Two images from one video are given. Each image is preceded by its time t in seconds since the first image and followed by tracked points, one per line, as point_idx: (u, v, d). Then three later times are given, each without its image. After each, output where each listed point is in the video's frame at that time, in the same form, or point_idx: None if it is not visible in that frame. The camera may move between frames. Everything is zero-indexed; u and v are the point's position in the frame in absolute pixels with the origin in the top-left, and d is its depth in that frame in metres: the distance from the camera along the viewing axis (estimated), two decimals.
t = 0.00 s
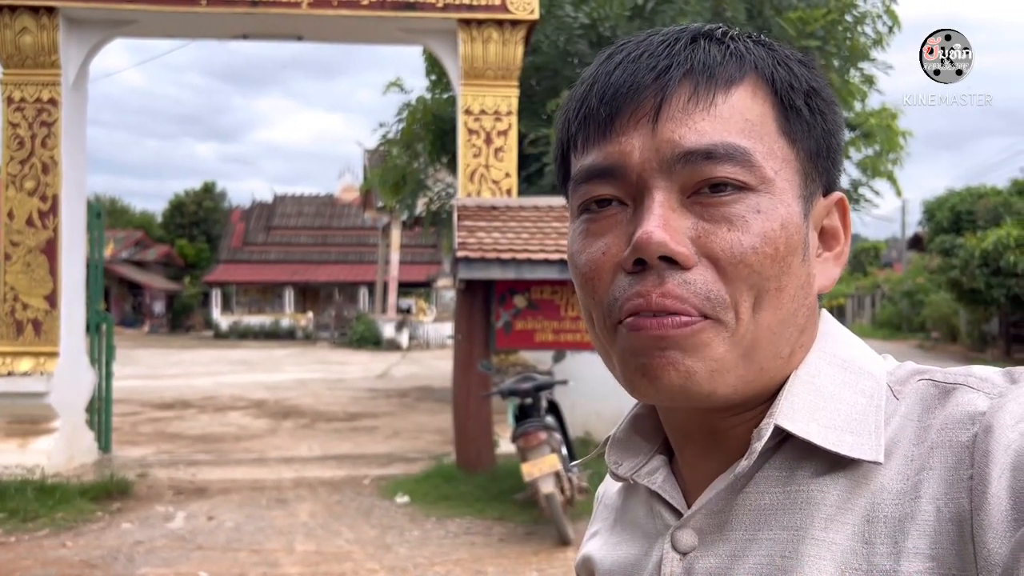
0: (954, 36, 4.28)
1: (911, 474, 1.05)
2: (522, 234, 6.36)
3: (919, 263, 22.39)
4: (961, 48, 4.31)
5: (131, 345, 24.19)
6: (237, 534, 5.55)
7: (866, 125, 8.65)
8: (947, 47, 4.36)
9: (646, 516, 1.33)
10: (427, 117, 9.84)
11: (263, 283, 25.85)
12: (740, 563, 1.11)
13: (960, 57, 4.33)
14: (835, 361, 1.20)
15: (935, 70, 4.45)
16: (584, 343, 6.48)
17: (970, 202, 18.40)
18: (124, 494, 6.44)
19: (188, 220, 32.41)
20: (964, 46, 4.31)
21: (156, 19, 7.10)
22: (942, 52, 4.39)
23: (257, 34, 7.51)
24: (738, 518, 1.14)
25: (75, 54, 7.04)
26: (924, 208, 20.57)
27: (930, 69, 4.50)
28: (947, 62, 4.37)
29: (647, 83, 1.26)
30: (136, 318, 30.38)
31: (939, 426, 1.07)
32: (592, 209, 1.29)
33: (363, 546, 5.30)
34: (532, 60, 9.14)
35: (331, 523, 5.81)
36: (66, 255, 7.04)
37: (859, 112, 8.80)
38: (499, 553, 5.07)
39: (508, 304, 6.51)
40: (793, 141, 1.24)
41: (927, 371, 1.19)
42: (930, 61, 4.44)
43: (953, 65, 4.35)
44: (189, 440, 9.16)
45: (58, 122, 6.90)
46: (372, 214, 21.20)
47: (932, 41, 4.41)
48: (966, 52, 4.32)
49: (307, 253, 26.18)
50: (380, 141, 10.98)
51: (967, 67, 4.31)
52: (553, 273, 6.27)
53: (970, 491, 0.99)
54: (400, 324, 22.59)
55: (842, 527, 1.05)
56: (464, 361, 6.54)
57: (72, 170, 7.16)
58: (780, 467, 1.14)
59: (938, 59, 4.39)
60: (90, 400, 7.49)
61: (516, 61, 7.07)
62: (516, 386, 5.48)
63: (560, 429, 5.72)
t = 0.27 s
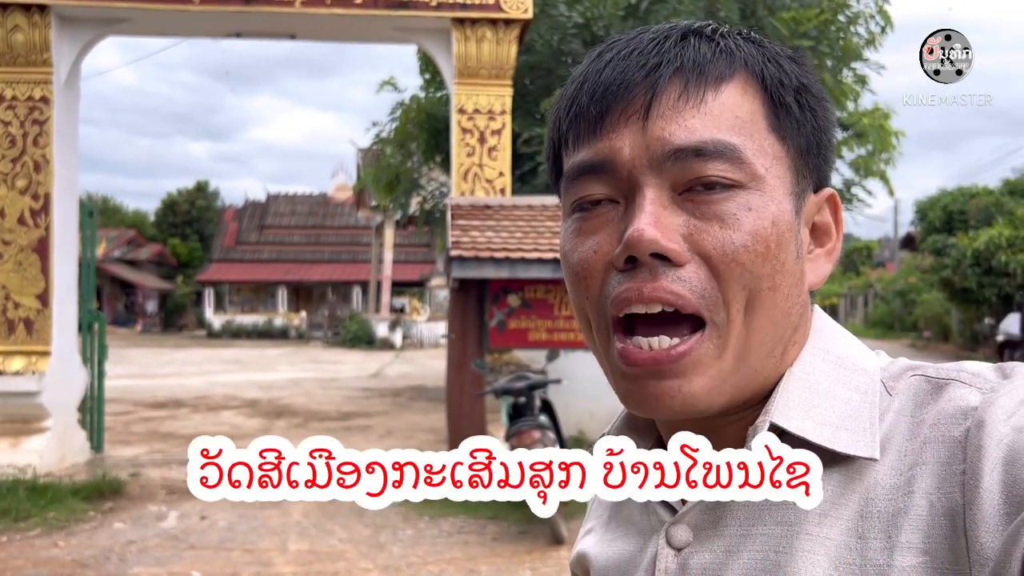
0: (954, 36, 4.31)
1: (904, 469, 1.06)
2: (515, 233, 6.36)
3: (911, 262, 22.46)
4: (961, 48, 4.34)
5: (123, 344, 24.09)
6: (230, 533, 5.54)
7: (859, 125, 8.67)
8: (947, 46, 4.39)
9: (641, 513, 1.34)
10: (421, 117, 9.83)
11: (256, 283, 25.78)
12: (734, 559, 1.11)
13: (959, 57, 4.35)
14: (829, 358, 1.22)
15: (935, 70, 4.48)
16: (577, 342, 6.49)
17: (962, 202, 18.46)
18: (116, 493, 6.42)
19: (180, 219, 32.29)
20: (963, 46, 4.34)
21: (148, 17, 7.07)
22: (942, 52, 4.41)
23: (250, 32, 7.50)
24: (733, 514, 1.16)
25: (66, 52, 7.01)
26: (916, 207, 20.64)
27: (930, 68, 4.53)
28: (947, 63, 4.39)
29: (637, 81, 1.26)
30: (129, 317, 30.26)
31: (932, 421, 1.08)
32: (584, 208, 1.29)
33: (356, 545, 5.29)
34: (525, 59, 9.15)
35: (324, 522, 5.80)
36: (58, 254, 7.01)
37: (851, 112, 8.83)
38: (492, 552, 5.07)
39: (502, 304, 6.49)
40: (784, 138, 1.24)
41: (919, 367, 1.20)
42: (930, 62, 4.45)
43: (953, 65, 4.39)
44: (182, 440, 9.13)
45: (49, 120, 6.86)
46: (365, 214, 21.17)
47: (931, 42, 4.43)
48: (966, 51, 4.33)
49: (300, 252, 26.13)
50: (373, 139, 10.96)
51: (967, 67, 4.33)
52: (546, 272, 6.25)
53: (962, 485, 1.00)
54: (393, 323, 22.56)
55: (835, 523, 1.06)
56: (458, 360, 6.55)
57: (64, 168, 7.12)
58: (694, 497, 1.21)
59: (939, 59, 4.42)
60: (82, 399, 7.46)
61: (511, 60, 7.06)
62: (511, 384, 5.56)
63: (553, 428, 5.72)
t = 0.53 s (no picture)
0: (954, 37, 4.42)
1: (904, 470, 1.07)
2: (506, 232, 6.36)
3: (899, 261, 22.60)
4: (961, 49, 4.45)
5: (111, 343, 23.96)
6: (220, 533, 5.52)
7: (848, 125, 8.72)
8: (947, 46, 4.49)
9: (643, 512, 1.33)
10: (412, 115, 9.83)
11: (245, 282, 25.70)
12: (737, 560, 1.12)
13: (959, 58, 4.45)
14: (830, 361, 1.23)
15: (935, 70, 4.58)
16: (568, 340, 6.49)
17: (950, 202, 18.59)
18: (105, 493, 6.39)
19: (169, 218, 32.15)
20: (963, 46, 4.45)
21: (138, 15, 7.04)
22: (942, 52, 4.52)
23: (240, 30, 7.47)
24: (737, 515, 1.16)
25: (55, 50, 6.97)
26: (905, 207, 20.78)
27: (930, 68, 4.63)
28: (947, 63, 4.50)
29: (630, 94, 1.26)
30: (117, 316, 30.09)
31: (931, 423, 1.09)
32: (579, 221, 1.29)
33: (347, 545, 5.29)
34: (516, 58, 9.17)
35: (315, 522, 5.79)
36: (46, 253, 6.98)
37: (841, 112, 8.87)
38: (484, 551, 5.08)
39: (493, 303, 6.50)
40: (778, 144, 1.25)
41: (919, 369, 1.21)
42: (929, 62, 4.56)
43: (953, 64, 4.48)
44: (171, 440, 9.10)
45: (38, 118, 6.82)
46: (356, 212, 21.14)
47: (932, 42, 4.53)
48: (966, 52, 4.44)
49: (290, 250, 26.06)
50: (364, 138, 10.96)
51: (966, 67, 4.43)
52: (537, 271, 6.24)
53: (961, 485, 1.01)
54: (384, 322, 22.54)
55: (837, 525, 1.07)
56: (449, 358, 6.55)
57: (53, 167, 7.08)
58: (694, 497, 1.22)
59: (939, 59, 4.52)
60: (70, 399, 7.42)
61: (501, 60, 7.06)
62: (501, 383, 5.57)
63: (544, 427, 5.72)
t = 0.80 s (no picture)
0: (954, 36, 4.39)
1: (923, 467, 1.09)
2: (495, 230, 6.36)
3: (885, 259, 22.72)
4: (960, 48, 4.42)
5: (96, 342, 23.78)
6: (209, 532, 5.51)
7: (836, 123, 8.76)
8: (947, 47, 4.47)
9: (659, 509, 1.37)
10: (400, 113, 9.79)
11: (232, 280, 25.57)
12: (754, 554, 1.16)
13: (959, 57, 4.42)
14: (849, 359, 1.25)
15: (935, 70, 4.56)
16: (558, 338, 6.51)
17: (935, 200, 18.71)
18: (92, 492, 6.36)
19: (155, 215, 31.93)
20: (963, 46, 4.41)
21: (124, 11, 7.00)
22: (941, 52, 4.50)
23: (228, 27, 7.43)
24: (752, 511, 1.21)
25: (40, 45, 6.91)
26: (890, 205, 20.89)
27: (930, 69, 4.61)
28: (947, 62, 4.46)
29: (625, 106, 1.27)
30: (103, 314, 29.83)
31: (951, 420, 1.11)
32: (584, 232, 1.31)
33: (338, 543, 5.28)
34: (505, 56, 9.17)
35: (305, 521, 5.77)
36: (32, 251, 6.92)
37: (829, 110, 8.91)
38: (474, 549, 5.08)
39: (483, 301, 6.49)
40: (780, 148, 1.24)
41: (939, 365, 1.22)
42: (930, 61, 4.54)
43: (953, 64, 4.46)
44: (158, 438, 9.05)
45: (23, 114, 6.77)
46: (343, 210, 21.06)
47: (931, 42, 4.52)
48: (965, 51, 4.40)
49: (277, 248, 25.95)
50: (352, 135, 10.92)
51: (966, 67, 4.40)
52: (527, 269, 6.23)
53: (979, 482, 1.03)
54: (371, 320, 22.47)
55: (853, 522, 1.10)
56: (439, 357, 6.53)
57: (39, 164, 7.03)
58: (694, 498, 1.28)
59: (939, 59, 4.50)
60: (57, 397, 7.37)
61: (490, 57, 7.06)
62: (491, 381, 5.56)
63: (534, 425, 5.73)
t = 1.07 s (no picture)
0: (954, 37, 4.55)
1: (939, 469, 1.09)
2: (482, 228, 6.36)
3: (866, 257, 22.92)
4: (961, 48, 4.58)
5: (77, 340, 23.55)
6: (195, 531, 5.47)
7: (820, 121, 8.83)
8: (947, 47, 4.62)
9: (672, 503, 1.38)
10: (386, 110, 9.77)
11: (215, 277, 25.41)
12: (764, 551, 1.16)
13: (959, 57, 4.57)
14: (866, 355, 1.23)
15: (935, 70, 4.70)
16: (544, 336, 6.51)
17: (916, 199, 18.90)
18: (76, 492, 6.30)
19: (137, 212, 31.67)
20: (962, 46, 4.58)
21: (107, 7, 6.94)
22: (942, 52, 4.64)
23: (212, 23, 7.38)
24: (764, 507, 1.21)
25: (22, 41, 6.84)
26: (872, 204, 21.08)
27: (929, 68, 4.76)
28: (947, 62, 4.61)
29: (662, 78, 1.30)
30: (83, 312, 29.56)
31: (970, 422, 1.10)
32: (615, 202, 1.34)
33: (325, 541, 5.27)
34: (490, 53, 9.17)
35: (291, 519, 5.76)
36: (14, 248, 6.85)
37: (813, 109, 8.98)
38: (462, 547, 5.08)
39: (470, 299, 6.47)
40: (810, 130, 1.25)
41: (959, 368, 1.21)
42: (930, 61, 4.69)
43: (953, 65, 4.60)
44: (142, 437, 8.99)
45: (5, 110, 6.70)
46: (327, 207, 20.99)
47: (932, 42, 4.67)
48: (965, 52, 4.57)
49: (261, 246, 25.82)
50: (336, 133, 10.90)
51: (965, 66, 4.55)
52: (513, 267, 6.23)
53: (997, 486, 1.03)
54: (355, 318, 22.41)
55: (864, 520, 1.10)
56: (425, 355, 6.51)
57: (21, 160, 6.95)
58: (695, 497, 1.32)
59: (939, 58, 4.64)
60: (40, 396, 7.30)
61: (477, 55, 7.06)
62: (479, 379, 5.56)
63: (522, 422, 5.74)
